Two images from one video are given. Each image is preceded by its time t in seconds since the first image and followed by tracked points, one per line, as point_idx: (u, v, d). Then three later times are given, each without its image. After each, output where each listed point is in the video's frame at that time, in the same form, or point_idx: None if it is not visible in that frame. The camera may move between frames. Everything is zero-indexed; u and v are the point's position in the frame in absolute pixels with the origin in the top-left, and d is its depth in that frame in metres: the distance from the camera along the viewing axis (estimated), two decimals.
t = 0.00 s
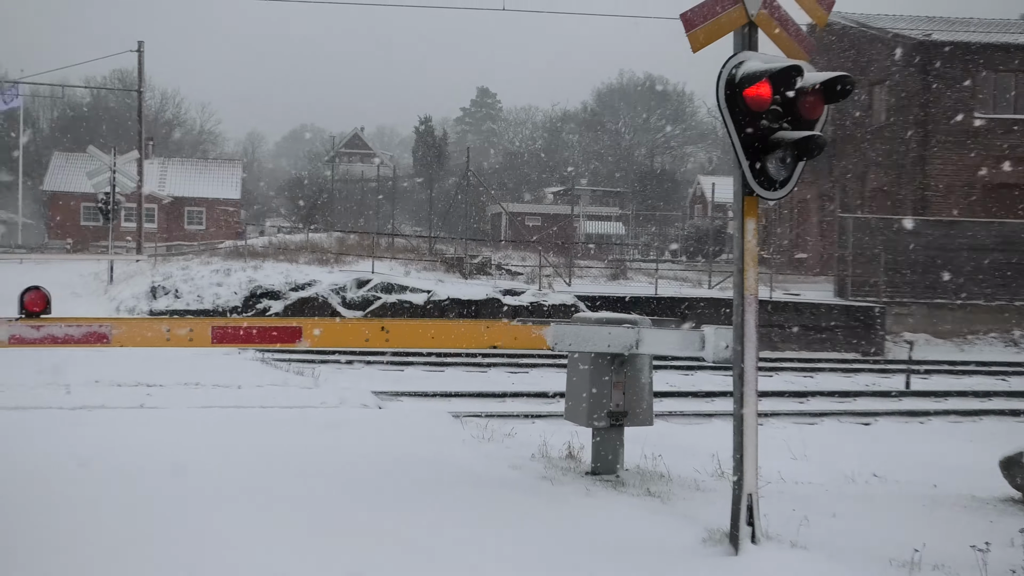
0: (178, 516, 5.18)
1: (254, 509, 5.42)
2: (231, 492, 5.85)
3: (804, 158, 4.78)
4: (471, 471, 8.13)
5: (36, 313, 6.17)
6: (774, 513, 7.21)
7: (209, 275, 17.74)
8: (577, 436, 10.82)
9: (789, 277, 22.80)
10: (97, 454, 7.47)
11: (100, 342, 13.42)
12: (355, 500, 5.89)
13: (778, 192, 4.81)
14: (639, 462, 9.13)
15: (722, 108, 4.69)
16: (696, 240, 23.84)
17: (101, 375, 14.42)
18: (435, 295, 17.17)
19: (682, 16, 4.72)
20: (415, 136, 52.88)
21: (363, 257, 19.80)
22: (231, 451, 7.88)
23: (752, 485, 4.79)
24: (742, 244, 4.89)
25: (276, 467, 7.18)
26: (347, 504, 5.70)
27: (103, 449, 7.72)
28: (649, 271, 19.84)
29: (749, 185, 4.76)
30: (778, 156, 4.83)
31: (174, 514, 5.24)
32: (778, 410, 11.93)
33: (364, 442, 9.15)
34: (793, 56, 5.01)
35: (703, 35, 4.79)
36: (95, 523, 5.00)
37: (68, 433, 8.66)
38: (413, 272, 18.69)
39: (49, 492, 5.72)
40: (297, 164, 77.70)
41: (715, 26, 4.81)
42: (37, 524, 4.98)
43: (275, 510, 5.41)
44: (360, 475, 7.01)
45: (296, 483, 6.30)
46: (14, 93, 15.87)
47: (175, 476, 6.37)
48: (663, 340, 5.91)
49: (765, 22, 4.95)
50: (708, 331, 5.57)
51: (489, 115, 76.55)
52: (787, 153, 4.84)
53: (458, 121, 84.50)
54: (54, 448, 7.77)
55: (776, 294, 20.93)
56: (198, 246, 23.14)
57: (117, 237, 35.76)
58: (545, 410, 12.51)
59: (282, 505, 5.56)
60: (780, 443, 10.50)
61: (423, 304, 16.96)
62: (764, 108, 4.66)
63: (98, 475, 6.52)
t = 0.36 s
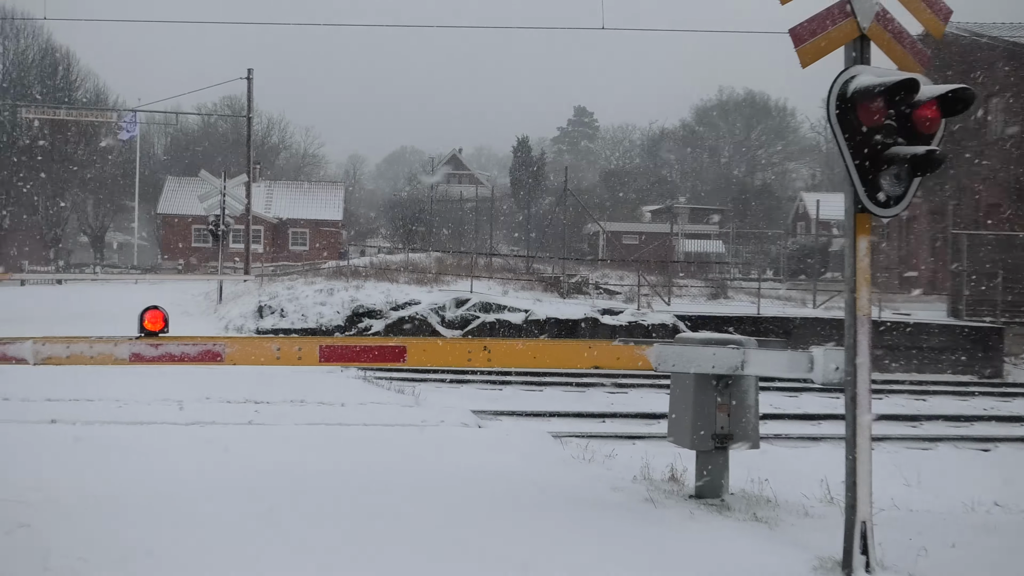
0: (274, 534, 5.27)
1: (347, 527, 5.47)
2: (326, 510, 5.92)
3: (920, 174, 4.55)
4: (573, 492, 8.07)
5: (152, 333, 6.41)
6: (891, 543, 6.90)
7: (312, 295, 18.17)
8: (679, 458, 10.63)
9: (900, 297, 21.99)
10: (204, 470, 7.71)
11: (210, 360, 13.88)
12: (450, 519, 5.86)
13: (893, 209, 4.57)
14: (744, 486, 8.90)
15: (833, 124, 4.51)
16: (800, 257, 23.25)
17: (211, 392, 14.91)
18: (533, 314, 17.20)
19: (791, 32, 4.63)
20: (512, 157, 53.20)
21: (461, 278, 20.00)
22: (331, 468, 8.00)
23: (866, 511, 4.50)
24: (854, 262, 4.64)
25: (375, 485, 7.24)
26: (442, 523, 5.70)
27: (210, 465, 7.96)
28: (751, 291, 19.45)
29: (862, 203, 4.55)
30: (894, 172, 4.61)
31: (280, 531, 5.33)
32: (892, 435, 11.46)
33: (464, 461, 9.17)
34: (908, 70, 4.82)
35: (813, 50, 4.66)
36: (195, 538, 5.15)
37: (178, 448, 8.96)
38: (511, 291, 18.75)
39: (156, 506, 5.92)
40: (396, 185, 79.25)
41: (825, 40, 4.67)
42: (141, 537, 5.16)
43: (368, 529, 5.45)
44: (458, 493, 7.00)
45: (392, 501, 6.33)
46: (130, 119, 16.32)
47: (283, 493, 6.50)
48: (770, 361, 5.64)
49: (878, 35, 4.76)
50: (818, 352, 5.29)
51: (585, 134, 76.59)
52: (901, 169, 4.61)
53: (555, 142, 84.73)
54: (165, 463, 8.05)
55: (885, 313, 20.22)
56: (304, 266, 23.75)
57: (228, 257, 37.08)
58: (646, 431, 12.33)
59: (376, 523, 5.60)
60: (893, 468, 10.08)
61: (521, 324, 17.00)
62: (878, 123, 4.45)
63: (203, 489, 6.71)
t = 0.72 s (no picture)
0: (351, 546, 5.32)
1: (423, 541, 5.49)
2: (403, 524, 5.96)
3: (1016, 186, 4.28)
4: (652, 509, 7.96)
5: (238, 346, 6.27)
6: (989, 568, 6.60)
7: (389, 309, 18.36)
8: (761, 477, 10.40)
9: (992, 312, 21.22)
10: (284, 483, 7.82)
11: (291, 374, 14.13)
12: (527, 535, 5.84)
13: (988, 222, 4.28)
14: (829, 506, 8.66)
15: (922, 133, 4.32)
16: (884, 270, 22.71)
17: (291, 406, 15.18)
18: (609, 329, 17.12)
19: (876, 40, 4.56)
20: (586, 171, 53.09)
21: (536, 292, 20.01)
22: (408, 482, 8.05)
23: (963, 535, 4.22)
24: (944, 277, 4.31)
25: (452, 500, 7.26)
26: (518, 539, 5.66)
27: (290, 478, 8.08)
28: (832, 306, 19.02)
29: (953, 214, 4.31)
30: (986, 183, 4.37)
31: (360, 544, 5.37)
32: (983, 455, 11.07)
33: (540, 476, 9.13)
34: (1003, 77, 4.60)
35: (899, 60, 4.56)
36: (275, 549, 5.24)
37: (260, 461, 9.12)
38: (586, 306, 18.70)
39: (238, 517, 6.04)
40: (470, 200, 79.95)
41: (913, 49, 4.53)
42: (224, 547, 5.26)
43: (444, 544, 5.46)
44: (535, 509, 6.96)
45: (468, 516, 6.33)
46: (216, 139, 16.78)
47: (364, 506, 6.58)
48: (857, 378, 5.26)
49: (970, 41, 4.53)
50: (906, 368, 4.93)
51: (658, 147, 76.18)
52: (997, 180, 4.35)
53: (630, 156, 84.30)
54: (248, 475, 8.20)
55: (976, 328, 19.53)
56: (382, 281, 24.08)
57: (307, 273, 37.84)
58: (726, 448, 12.13)
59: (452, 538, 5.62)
60: (986, 490, 9.69)
61: (597, 339, 16.94)
62: (970, 133, 4.23)
63: (284, 502, 6.82)
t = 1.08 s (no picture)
0: (424, 548, 5.35)
1: (497, 545, 5.49)
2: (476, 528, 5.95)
3: None
4: (728, 515, 7.85)
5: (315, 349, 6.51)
6: None
7: (459, 312, 18.46)
8: (839, 483, 10.16)
9: None
10: (358, 484, 7.91)
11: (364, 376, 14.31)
12: (602, 540, 5.78)
13: None
14: (912, 515, 8.41)
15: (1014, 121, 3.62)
16: (967, 272, 22.02)
17: (363, 408, 15.37)
18: (680, 332, 16.96)
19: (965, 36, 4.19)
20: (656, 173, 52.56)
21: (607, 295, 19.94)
22: (480, 485, 8.06)
23: None
24: None
25: (525, 504, 7.25)
26: (591, 544, 5.62)
27: (364, 479, 8.17)
28: (913, 309, 18.53)
29: None
30: None
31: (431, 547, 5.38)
32: None
33: (613, 480, 9.06)
34: None
35: (989, 58, 4.13)
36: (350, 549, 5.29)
37: (334, 462, 9.24)
38: (657, 309, 18.54)
39: (314, 518, 6.12)
40: (538, 204, 79.85)
41: (1004, 47, 4.11)
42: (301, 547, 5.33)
43: (517, 548, 5.45)
44: (606, 513, 6.89)
45: (542, 520, 6.31)
46: (290, 145, 17.08)
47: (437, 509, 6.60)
48: (944, 385, 4.70)
49: None
50: (994, 373, 4.57)
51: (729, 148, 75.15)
52: None
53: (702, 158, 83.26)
54: (322, 476, 8.31)
55: None
56: (453, 285, 24.21)
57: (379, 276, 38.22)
58: (802, 455, 11.89)
59: (523, 543, 5.59)
60: None
61: (668, 342, 16.82)
62: None
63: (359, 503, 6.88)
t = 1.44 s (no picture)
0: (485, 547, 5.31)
1: (559, 544, 5.44)
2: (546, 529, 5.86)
3: None
4: (791, 517, 7.66)
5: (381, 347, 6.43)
6: None
7: (518, 311, 18.42)
8: (907, 485, 9.87)
9: None
10: (417, 482, 7.91)
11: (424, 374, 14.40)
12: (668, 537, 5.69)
13: None
14: (986, 520, 8.12)
15: None
16: None
17: (423, 406, 15.45)
18: (742, 331, 16.78)
19: None
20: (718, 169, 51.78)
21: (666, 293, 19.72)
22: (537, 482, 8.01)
23: None
24: None
25: (583, 502, 7.16)
26: (651, 543, 5.52)
27: (424, 476, 8.17)
28: (983, 307, 17.98)
29: None
30: None
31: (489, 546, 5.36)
32: None
33: (673, 480, 8.93)
34: None
35: None
36: (408, 547, 5.27)
37: (393, 457, 9.28)
38: (718, 306, 18.28)
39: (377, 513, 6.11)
40: (596, 200, 79.27)
41: None
42: (361, 543, 5.33)
43: (575, 547, 5.37)
44: (666, 513, 6.77)
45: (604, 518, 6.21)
46: (347, 144, 17.23)
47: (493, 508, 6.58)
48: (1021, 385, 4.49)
49: None
50: None
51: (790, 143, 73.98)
52: None
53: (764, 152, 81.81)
54: (382, 473, 8.34)
55: None
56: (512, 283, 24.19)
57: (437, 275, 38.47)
58: (869, 456, 11.59)
59: (583, 542, 5.51)
60: None
61: (729, 341, 16.65)
62: None
63: (421, 500, 6.89)
